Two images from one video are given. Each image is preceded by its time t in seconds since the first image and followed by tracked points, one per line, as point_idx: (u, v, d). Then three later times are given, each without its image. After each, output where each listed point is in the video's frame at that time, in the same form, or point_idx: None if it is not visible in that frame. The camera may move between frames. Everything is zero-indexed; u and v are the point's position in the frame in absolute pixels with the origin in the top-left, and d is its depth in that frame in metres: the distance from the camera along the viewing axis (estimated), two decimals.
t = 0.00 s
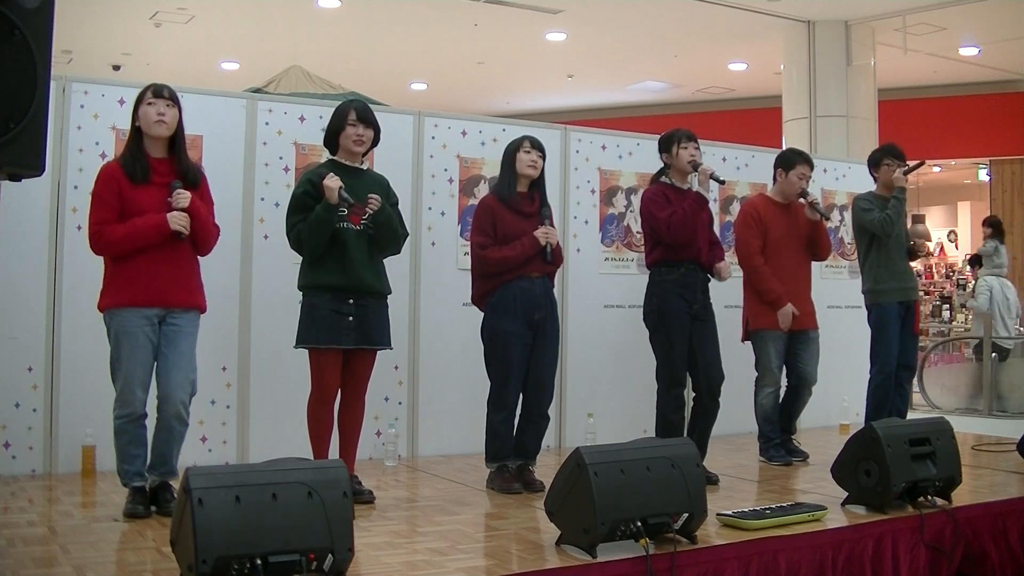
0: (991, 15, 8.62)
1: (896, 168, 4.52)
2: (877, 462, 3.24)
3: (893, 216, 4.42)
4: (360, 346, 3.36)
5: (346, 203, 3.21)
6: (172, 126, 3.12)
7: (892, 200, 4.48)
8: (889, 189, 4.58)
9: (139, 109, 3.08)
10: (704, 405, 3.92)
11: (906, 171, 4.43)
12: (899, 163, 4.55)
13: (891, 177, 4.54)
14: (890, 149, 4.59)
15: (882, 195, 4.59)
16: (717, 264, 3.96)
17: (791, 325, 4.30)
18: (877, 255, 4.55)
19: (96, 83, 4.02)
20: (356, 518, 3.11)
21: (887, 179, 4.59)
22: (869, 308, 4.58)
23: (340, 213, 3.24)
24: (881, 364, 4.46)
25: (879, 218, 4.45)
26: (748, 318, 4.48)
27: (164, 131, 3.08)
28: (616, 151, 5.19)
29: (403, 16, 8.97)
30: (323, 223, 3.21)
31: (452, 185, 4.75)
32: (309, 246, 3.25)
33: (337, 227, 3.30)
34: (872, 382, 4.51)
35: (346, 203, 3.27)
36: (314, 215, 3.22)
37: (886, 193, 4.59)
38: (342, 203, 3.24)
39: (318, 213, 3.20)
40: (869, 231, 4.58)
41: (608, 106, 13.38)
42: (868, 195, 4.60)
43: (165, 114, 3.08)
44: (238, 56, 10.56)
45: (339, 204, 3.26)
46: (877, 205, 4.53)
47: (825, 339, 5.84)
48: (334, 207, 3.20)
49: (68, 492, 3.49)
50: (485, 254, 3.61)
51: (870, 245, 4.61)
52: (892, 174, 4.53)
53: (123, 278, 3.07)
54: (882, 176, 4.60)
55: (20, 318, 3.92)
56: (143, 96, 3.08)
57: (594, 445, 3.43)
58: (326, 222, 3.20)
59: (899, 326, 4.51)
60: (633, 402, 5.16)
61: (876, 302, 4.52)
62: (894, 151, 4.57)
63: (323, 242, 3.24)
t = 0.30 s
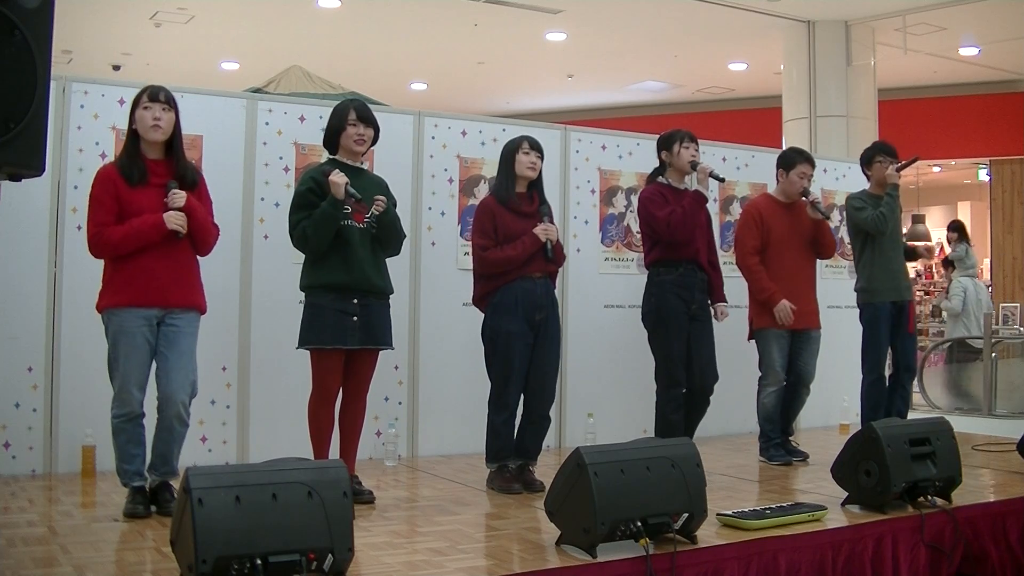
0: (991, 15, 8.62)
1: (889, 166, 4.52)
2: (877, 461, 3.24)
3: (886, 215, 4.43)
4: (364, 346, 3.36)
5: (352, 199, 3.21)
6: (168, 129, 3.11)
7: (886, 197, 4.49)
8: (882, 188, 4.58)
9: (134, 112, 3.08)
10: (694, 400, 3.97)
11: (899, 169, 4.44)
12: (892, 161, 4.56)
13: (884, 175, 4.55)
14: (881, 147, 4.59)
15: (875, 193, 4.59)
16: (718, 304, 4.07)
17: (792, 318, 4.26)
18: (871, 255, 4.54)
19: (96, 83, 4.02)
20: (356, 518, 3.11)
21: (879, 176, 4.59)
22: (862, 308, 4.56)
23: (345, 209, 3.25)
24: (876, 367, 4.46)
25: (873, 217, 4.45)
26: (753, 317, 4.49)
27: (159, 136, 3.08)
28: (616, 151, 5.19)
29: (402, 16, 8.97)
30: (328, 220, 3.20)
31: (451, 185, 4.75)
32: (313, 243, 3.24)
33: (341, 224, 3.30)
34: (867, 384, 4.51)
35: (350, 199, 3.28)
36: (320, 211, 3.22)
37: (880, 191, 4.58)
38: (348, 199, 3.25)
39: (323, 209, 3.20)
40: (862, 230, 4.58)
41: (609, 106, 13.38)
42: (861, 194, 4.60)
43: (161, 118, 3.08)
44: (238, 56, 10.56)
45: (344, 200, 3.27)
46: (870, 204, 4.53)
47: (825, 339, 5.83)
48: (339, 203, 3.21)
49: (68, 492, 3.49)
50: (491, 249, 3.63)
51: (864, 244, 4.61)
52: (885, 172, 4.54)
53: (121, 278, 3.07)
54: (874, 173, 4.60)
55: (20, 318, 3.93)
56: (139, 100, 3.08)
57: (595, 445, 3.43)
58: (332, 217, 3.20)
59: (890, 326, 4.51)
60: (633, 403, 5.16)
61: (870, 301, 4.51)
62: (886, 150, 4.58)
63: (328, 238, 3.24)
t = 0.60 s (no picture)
0: (991, 15, 8.62)
1: (883, 165, 4.51)
2: (877, 461, 3.24)
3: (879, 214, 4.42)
4: (368, 345, 3.36)
5: (358, 199, 3.21)
6: (160, 129, 3.10)
7: (879, 197, 4.51)
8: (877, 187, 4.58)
9: (127, 114, 3.09)
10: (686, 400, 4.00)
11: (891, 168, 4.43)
12: (887, 160, 4.55)
13: (878, 174, 4.55)
14: (876, 146, 4.58)
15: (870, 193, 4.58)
16: (720, 304, 4.13)
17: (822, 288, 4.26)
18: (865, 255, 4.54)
19: (96, 83, 4.02)
20: (356, 518, 3.11)
21: (874, 175, 4.59)
22: (857, 308, 4.57)
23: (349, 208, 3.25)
24: (874, 369, 4.45)
25: (866, 217, 4.45)
26: (759, 316, 4.49)
27: (150, 137, 3.08)
28: (616, 151, 5.19)
29: (403, 16, 8.97)
30: (333, 218, 3.20)
31: (451, 185, 4.75)
32: (317, 242, 3.24)
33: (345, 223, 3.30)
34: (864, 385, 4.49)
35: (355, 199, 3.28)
36: (325, 210, 3.21)
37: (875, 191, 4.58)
38: (353, 198, 3.25)
39: (328, 208, 3.20)
40: (857, 230, 4.58)
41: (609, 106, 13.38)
42: (856, 194, 4.60)
43: (150, 120, 3.07)
44: (238, 56, 10.57)
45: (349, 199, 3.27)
46: (863, 204, 4.53)
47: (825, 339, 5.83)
48: (344, 202, 3.21)
49: (69, 492, 3.49)
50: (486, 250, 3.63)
51: (859, 244, 4.61)
52: (879, 170, 4.54)
53: (112, 278, 3.09)
54: (869, 172, 4.60)
55: (20, 318, 3.93)
56: (129, 101, 3.08)
57: (595, 445, 3.43)
58: (337, 216, 3.20)
59: (885, 327, 4.51)
60: (633, 402, 5.16)
61: (865, 301, 4.51)
62: (881, 148, 4.58)
63: (332, 237, 3.23)
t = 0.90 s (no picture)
0: (991, 15, 8.62)
1: (881, 167, 4.52)
2: (877, 461, 3.24)
3: (877, 216, 4.42)
4: (370, 345, 3.36)
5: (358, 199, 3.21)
6: (160, 127, 3.11)
7: (876, 199, 4.47)
8: (875, 188, 4.57)
9: (127, 111, 3.09)
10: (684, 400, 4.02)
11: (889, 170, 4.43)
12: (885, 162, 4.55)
13: (875, 175, 4.55)
14: (873, 148, 4.59)
15: (867, 194, 4.59)
16: (715, 304, 4.14)
17: (827, 290, 4.24)
18: (863, 256, 4.55)
19: (96, 83, 4.02)
20: (356, 518, 3.11)
21: (871, 176, 4.59)
22: (856, 309, 4.57)
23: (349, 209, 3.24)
24: (873, 369, 4.45)
25: (864, 218, 4.45)
26: (763, 316, 4.50)
27: (150, 134, 3.08)
28: (616, 151, 5.19)
29: (403, 16, 8.97)
30: (335, 220, 3.20)
31: (451, 185, 4.75)
32: (317, 244, 3.24)
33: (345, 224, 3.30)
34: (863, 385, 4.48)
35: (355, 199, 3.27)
36: (325, 211, 3.21)
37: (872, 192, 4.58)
38: (353, 199, 3.24)
39: (328, 209, 3.19)
40: (855, 232, 4.58)
41: (609, 106, 13.38)
42: (854, 194, 4.60)
43: (151, 116, 3.07)
44: (238, 56, 10.56)
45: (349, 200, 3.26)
46: (861, 206, 4.53)
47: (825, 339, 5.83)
48: (345, 204, 3.20)
49: (69, 492, 3.49)
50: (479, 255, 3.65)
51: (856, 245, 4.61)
52: (876, 172, 4.54)
53: (106, 276, 3.09)
54: (867, 174, 4.60)
55: (20, 318, 3.93)
56: (131, 98, 3.07)
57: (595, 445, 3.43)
58: (338, 218, 3.20)
59: (884, 327, 4.51)
60: (633, 403, 5.16)
61: (863, 302, 4.52)
62: (878, 150, 4.59)
63: (333, 238, 3.23)
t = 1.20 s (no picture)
0: (991, 15, 8.62)
1: (882, 168, 4.51)
2: (877, 462, 3.24)
3: (876, 217, 4.42)
4: (367, 345, 3.36)
5: (348, 201, 3.21)
6: (164, 133, 3.12)
7: (876, 200, 4.48)
8: (875, 189, 4.57)
9: (131, 113, 3.09)
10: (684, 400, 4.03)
11: (889, 172, 4.43)
12: (886, 163, 4.55)
13: (875, 177, 4.54)
14: (875, 149, 4.58)
15: (866, 195, 4.59)
16: (715, 301, 4.14)
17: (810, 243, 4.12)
18: (861, 257, 4.56)
19: (96, 83, 4.02)
20: (356, 518, 3.11)
21: (872, 177, 4.59)
22: (854, 309, 4.57)
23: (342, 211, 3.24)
24: (872, 369, 4.45)
25: (863, 219, 4.46)
26: (763, 315, 4.50)
27: (155, 139, 3.09)
28: (616, 151, 5.19)
29: (403, 16, 8.97)
30: (326, 222, 3.20)
31: (451, 185, 4.75)
32: (311, 246, 3.24)
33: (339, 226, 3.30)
34: (862, 385, 4.48)
35: (347, 201, 3.27)
36: (318, 213, 3.21)
37: (872, 193, 4.58)
38: (344, 201, 3.24)
39: (320, 213, 3.19)
40: (854, 232, 4.58)
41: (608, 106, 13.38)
42: (853, 195, 4.60)
43: (158, 122, 3.09)
44: (238, 56, 10.56)
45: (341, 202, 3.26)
46: (860, 206, 4.54)
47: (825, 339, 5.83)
48: (335, 206, 3.20)
49: (68, 492, 3.49)
50: (474, 261, 3.67)
51: (855, 246, 4.62)
52: (876, 173, 4.54)
53: (104, 277, 3.08)
54: (867, 175, 4.60)
55: (20, 318, 3.93)
56: (137, 102, 3.08)
57: (595, 445, 3.43)
58: (330, 220, 3.20)
59: (883, 327, 4.51)
60: (632, 402, 5.16)
61: (860, 302, 4.52)
62: (879, 151, 4.58)
63: (328, 240, 3.24)
